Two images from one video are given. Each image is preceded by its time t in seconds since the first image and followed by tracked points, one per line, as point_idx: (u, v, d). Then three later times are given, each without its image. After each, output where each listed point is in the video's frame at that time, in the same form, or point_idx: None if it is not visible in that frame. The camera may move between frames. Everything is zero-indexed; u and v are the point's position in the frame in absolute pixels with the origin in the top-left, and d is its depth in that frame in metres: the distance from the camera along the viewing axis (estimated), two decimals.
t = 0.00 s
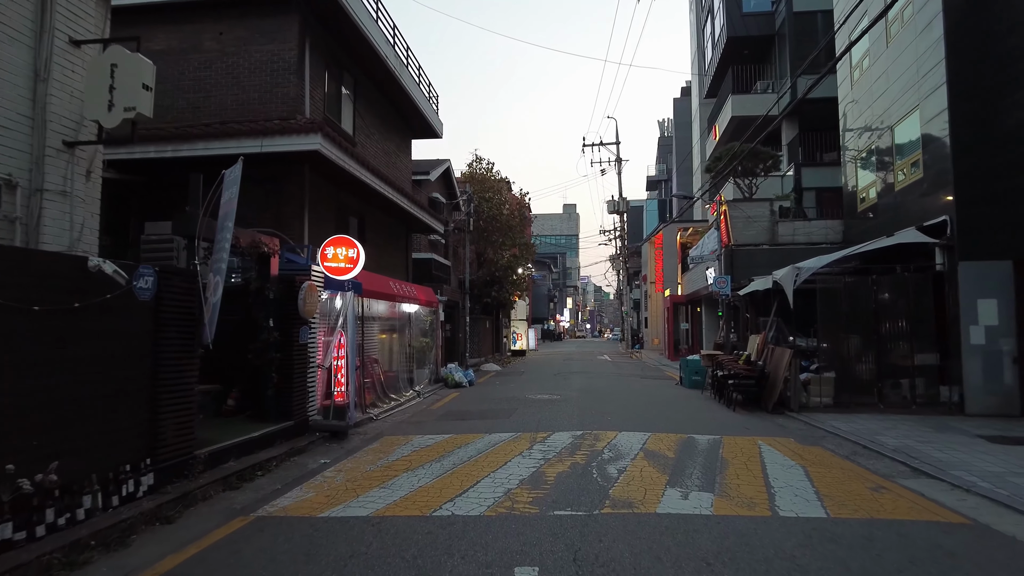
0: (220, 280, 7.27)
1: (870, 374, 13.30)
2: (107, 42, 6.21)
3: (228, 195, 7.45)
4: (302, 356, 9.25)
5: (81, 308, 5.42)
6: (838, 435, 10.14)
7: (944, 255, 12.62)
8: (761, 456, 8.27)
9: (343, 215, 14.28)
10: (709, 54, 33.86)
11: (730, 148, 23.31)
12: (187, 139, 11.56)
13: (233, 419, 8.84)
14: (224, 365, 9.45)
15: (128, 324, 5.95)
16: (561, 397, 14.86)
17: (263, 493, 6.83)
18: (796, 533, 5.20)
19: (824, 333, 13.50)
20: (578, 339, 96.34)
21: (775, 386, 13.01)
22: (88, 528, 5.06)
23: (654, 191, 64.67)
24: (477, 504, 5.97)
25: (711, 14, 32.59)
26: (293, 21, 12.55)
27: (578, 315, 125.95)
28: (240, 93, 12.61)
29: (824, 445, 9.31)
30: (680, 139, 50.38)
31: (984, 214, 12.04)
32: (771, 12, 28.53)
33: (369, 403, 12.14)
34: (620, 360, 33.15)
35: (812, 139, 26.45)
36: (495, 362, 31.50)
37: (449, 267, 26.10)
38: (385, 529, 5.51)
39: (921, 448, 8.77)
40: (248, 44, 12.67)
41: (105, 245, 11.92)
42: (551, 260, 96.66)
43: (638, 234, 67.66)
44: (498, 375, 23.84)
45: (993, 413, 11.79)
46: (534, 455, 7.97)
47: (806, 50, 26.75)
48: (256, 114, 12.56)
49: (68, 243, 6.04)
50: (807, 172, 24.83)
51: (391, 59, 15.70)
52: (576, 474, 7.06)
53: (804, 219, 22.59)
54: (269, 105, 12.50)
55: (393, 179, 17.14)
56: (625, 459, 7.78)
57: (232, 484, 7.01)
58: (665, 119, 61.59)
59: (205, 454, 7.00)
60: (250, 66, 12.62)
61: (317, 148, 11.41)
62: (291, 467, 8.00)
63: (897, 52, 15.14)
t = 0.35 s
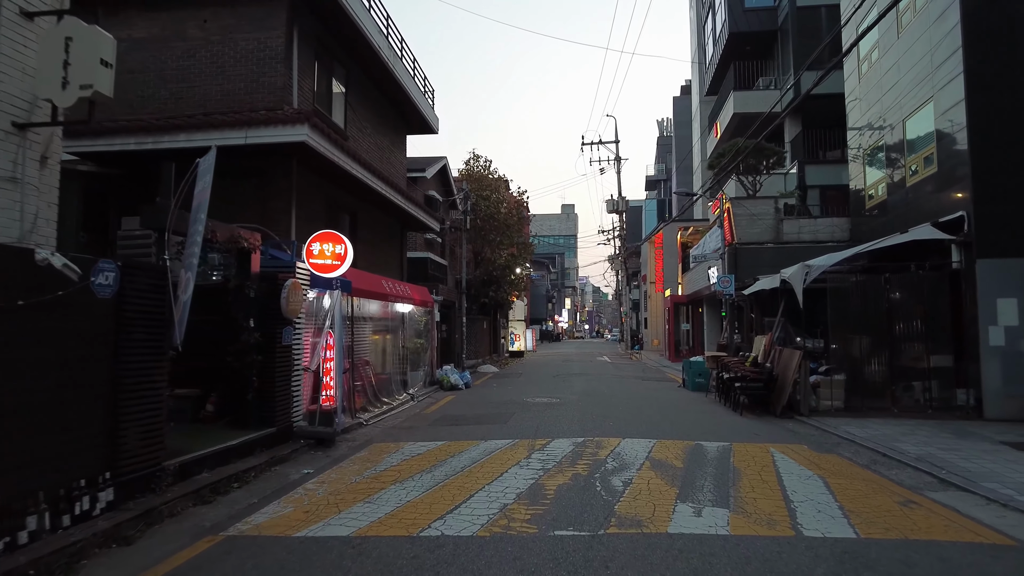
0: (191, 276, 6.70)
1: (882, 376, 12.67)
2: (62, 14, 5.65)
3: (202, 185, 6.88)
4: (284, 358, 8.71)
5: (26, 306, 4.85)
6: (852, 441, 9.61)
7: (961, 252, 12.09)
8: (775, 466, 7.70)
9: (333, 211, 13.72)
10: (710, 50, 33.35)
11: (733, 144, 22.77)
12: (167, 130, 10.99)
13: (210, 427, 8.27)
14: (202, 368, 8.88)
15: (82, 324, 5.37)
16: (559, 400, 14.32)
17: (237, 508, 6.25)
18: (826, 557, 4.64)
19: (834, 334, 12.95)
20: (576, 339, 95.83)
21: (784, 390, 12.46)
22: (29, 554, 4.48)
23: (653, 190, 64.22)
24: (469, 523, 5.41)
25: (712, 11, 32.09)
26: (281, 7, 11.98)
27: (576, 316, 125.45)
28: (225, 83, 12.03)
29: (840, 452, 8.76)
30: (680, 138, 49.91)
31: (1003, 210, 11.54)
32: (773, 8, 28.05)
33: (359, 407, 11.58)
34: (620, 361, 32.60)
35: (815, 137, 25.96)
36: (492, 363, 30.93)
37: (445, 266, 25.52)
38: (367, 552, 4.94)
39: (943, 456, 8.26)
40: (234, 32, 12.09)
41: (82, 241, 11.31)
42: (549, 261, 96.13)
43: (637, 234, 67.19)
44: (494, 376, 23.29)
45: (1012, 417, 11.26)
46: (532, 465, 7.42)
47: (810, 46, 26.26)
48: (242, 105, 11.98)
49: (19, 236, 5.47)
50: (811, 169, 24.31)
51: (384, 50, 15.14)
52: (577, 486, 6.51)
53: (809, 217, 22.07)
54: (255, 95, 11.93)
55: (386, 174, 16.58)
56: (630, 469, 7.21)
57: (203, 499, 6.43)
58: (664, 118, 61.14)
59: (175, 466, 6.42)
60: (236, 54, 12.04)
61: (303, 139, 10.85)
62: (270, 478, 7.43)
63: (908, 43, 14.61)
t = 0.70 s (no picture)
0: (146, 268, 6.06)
1: (886, 377, 12.18)
2: None
3: (159, 169, 6.27)
4: (254, 358, 8.12)
5: None
6: (860, 444, 9.10)
7: (969, 247, 11.62)
8: (785, 474, 7.15)
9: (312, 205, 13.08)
10: (702, 46, 32.93)
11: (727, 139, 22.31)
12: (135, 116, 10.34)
13: (174, 434, 7.64)
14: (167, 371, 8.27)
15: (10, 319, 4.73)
16: (551, 401, 13.75)
17: (195, 526, 5.62)
18: None
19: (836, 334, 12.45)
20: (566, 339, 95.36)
21: (785, 391, 11.97)
22: None
23: (644, 189, 63.84)
24: (452, 545, 4.82)
25: (704, 5, 31.62)
26: None
27: (567, 315, 125.18)
28: (198, 67, 11.36)
29: (849, 458, 8.25)
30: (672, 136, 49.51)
31: (1013, 203, 11.08)
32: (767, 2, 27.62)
33: (340, 413, 10.98)
34: (612, 361, 32.12)
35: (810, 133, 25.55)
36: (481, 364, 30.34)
37: (433, 264, 24.92)
38: None
39: (959, 461, 7.77)
40: (208, 14, 11.43)
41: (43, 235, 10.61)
42: (539, 260, 95.65)
43: (628, 233, 66.81)
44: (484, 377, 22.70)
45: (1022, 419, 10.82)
46: (522, 475, 6.84)
47: (804, 41, 25.86)
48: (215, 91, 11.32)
49: None
50: (805, 166, 23.90)
51: (367, 37, 14.51)
52: (572, 500, 5.93)
53: (804, 213, 21.63)
54: (228, 80, 11.27)
55: (371, 168, 15.95)
56: (629, 480, 6.65)
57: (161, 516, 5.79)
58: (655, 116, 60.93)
59: (127, 479, 5.77)
60: (209, 37, 11.38)
61: (279, 126, 10.23)
62: (237, 490, 6.80)
63: (910, 32, 14.16)
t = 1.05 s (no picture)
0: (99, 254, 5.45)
1: (894, 377, 11.69)
2: None
3: (114, 145, 5.67)
4: (225, 355, 7.51)
5: None
6: (873, 447, 8.59)
7: (981, 240, 11.15)
8: (800, 481, 6.61)
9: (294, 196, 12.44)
10: (697, 41, 32.50)
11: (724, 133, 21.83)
12: (102, 98, 9.68)
13: (137, 439, 7.00)
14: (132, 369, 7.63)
15: None
16: (545, 402, 13.18)
17: (148, 543, 4.99)
18: None
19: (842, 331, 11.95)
20: (557, 339, 94.87)
21: (790, 391, 11.46)
22: None
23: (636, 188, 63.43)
24: (438, 566, 4.25)
25: None
26: None
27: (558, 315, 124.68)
28: (172, 48, 10.70)
29: (864, 462, 7.74)
30: (664, 134, 49.09)
31: None
32: None
33: (322, 414, 10.35)
34: (605, 360, 31.60)
35: (806, 129, 25.13)
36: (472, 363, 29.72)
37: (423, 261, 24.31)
38: None
39: (982, 465, 7.27)
40: None
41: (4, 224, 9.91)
42: (530, 259, 95.09)
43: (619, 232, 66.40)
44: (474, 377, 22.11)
45: None
46: (516, 482, 6.27)
47: (801, 35, 25.44)
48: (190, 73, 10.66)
49: None
50: (802, 162, 23.48)
51: (353, 21, 13.89)
52: (572, 511, 5.36)
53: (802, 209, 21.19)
54: (204, 61, 10.61)
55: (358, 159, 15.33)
56: (632, 488, 6.08)
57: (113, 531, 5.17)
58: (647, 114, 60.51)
59: (74, 489, 5.13)
60: (183, 16, 10.72)
61: (257, 108, 9.61)
62: (202, 500, 6.18)
63: (916, 20, 13.69)
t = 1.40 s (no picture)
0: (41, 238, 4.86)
1: (904, 376, 11.20)
2: None
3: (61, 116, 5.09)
4: (193, 351, 6.92)
5: None
6: (890, 450, 8.08)
7: (996, 233, 10.67)
8: (818, 489, 6.08)
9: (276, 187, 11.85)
10: (692, 36, 32.06)
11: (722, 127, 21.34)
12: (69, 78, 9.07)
13: (96, 445, 6.40)
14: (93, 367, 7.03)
15: None
16: (539, 402, 12.64)
17: (93, 564, 4.40)
18: None
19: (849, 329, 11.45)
20: (551, 339, 94.37)
21: (796, 391, 10.95)
22: None
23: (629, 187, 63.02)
24: None
25: None
26: None
27: (551, 315, 124.31)
28: (145, 28, 10.07)
29: (883, 467, 7.22)
30: (659, 132, 48.69)
31: None
32: None
33: (303, 416, 9.74)
34: (600, 360, 31.10)
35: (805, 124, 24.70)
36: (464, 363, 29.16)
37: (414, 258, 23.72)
38: None
39: (1011, 470, 6.77)
40: None
41: None
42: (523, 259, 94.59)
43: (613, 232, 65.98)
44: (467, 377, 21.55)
45: None
46: (510, 492, 5.70)
47: (799, 29, 25.01)
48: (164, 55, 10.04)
49: None
50: (801, 157, 23.05)
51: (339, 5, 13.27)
52: (572, 526, 4.80)
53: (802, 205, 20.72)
54: (178, 42, 9.99)
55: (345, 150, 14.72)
56: (637, 498, 5.53)
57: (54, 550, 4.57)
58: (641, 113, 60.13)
59: (9, 502, 4.53)
60: None
61: (234, 90, 8.97)
62: (164, 512, 5.59)
63: (924, 6, 13.20)
